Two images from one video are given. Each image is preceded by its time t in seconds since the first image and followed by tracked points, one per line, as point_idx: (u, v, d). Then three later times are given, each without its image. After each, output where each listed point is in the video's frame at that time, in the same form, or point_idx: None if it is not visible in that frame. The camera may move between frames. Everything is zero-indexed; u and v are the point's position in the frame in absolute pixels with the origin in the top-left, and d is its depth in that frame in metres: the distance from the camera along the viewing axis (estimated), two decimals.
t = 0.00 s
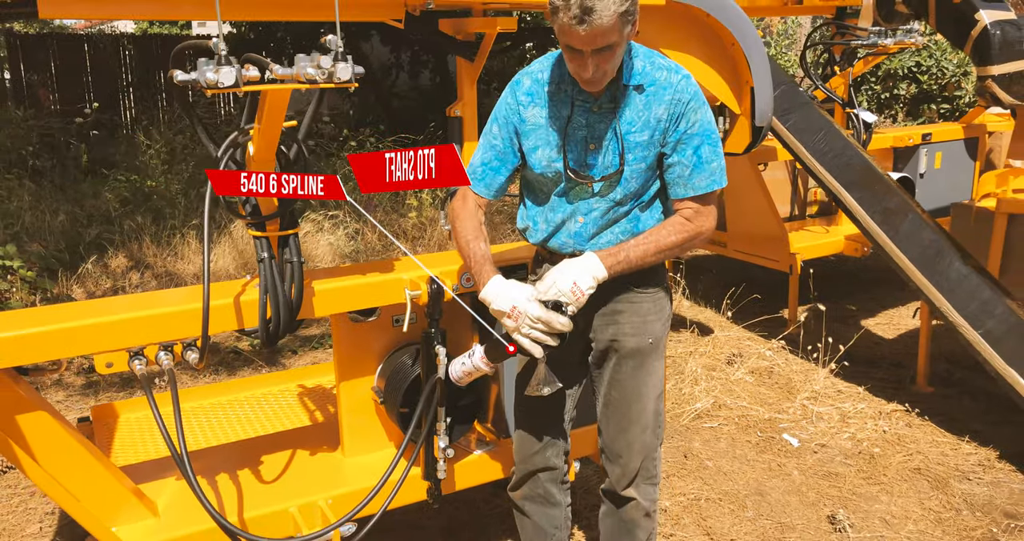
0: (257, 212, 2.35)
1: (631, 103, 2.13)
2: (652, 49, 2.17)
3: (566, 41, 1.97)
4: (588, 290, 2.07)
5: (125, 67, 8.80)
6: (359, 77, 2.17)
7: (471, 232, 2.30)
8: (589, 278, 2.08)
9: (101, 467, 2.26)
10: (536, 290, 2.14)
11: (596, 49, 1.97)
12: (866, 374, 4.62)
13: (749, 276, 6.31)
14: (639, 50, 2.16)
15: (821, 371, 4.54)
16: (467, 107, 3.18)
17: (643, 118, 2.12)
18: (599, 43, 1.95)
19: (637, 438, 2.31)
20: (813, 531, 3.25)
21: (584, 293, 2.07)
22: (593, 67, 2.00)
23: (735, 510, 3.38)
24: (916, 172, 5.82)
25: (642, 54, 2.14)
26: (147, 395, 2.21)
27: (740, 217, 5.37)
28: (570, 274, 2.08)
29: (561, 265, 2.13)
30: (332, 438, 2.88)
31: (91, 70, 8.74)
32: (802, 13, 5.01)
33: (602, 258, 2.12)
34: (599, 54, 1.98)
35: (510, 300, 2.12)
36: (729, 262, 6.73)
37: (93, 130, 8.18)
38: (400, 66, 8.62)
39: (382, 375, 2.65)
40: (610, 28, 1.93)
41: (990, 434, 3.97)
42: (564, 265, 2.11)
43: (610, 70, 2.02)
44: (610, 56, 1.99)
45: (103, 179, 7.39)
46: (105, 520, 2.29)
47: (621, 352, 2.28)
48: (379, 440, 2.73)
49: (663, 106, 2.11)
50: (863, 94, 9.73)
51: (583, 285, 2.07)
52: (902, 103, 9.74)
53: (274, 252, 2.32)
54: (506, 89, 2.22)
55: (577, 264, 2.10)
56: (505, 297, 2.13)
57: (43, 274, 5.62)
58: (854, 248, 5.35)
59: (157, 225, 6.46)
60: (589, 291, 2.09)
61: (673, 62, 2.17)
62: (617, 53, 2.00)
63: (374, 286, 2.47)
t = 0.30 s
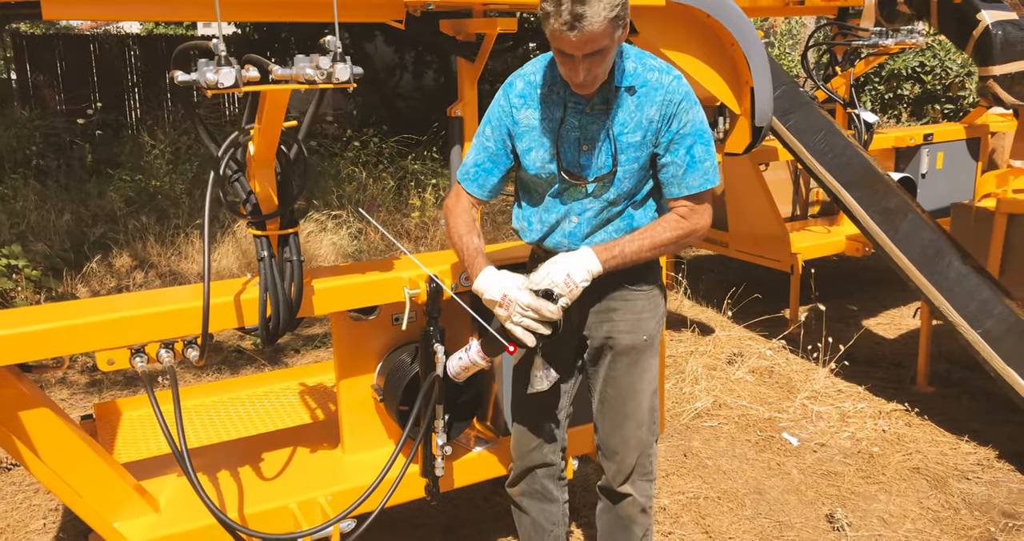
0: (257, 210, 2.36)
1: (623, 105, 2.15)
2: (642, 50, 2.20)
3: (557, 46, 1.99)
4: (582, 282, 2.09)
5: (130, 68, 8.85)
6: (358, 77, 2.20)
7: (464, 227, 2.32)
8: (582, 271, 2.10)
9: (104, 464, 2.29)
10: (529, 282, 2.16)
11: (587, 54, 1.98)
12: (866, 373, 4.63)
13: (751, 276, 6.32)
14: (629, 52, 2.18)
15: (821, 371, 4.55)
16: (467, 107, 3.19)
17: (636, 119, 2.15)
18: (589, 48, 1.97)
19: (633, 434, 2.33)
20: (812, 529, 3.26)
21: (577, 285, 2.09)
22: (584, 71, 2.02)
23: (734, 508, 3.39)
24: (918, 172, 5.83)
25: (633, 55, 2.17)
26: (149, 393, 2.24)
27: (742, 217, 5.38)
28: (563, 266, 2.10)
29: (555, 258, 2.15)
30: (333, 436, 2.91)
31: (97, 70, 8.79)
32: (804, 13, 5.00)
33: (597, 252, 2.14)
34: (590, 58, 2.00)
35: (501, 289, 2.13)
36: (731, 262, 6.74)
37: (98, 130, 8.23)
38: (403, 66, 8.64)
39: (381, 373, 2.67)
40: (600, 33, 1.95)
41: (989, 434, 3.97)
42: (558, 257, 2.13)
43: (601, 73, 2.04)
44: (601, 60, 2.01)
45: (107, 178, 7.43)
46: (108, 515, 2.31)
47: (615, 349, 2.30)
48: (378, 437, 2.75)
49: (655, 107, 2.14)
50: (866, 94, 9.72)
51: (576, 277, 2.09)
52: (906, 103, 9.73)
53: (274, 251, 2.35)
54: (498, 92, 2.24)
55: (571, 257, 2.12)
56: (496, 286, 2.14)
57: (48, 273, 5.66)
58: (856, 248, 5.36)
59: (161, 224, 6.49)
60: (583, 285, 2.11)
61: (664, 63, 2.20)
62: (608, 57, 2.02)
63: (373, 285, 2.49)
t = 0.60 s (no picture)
0: (260, 210, 2.38)
1: (618, 107, 2.16)
2: (639, 52, 2.20)
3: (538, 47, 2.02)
4: (586, 298, 2.10)
5: (136, 69, 8.89)
6: (360, 77, 2.21)
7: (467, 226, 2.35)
8: (585, 287, 2.10)
9: (108, 462, 2.31)
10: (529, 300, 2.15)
11: (565, 58, 2.00)
12: (868, 374, 4.63)
13: (754, 276, 6.33)
14: (626, 54, 2.19)
15: (824, 371, 4.56)
16: (470, 108, 3.20)
17: (631, 122, 2.15)
18: (565, 52, 1.98)
19: (630, 433, 2.33)
20: (813, 529, 3.26)
21: (581, 302, 2.10)
22: (564, 74, 2.04)
23: (735, 508, 3.39)
24: (921, 172, 5.82)
25: (629, 58, 2.17)
26: (151, 391, 2.26)
27: (746, 217, 5.38)
28: (566, 285, 2.09)
29: (555, 276, 2.14)
30: (335, 435, 2.92)
31: (104, 70, 8.83)
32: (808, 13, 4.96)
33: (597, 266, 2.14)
34: (569, 62, 2.01)
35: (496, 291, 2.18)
36: (734, 263, 6.74)
37: (104, 130, 8.27)
38: (408, 67, 8.66)
39: (383, 373, 2.68)
40: (575, 38, 1.96)
41: (992, 434, 3.97)
42: (559, 277, 2.12)
43: (584, 78, 2.05)
44: (582, 64, 2.02)
45: (113, 178, 7.47)
46: (111, 513, 2.33)
47: (613, 349, 2.31)
48: (380, 436, 2.77)
49: (650, 111, 2.14)
50: (871, 95, 9.70)
51: (580, 294, 2.09)
52: (912, 104, 9.71)
53: (277, 250, 2.36)
54: (497, 91, 2.27)
55: (571, 272, 2.12)
56: (493, 288, 2.20)
57: (54, 273, 5.70)
58: (859, 249, 5.36)
59: (166, 225, 6.52)
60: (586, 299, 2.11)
61: (661, 65, 2.20)
62: (589, 61, 2.02)
63: (375, 284, 2.50)
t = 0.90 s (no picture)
0: (265, 209, 2.37)
1: (603, 120, 2.15)
2: (630, 63, 2.19)
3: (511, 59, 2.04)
4: (596, 356, 2.03)
5: (142, 69, 8.93)
6: (365, 78, 2.22)
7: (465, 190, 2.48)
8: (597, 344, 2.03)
9: (114, 460, 2.32)
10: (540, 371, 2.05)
11: (535, 71, 2.00)
12: (874, 375, 4.62)
13: (759, 276, 6.32)
14: (615, 66, 2.18)
15: (829, 372, 4.55)
16: (475, 108, 3.20)
17: (615, 136, 2.14)
18: (534, 67, 1.99)
19: (631, 434, 2.35)
20: (818, 530, 3.26)
21: (592, 361, 2.02)
22: (539, 86, 2.04)
23: (740, 509, 3.39)
24: (927, 172, 5.81)
25: (617, 70, 2.16)
26: (157, 390, 2.26)
27: (751, 217, 5.37)
28: (579, 348, 2.00)
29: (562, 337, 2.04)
30: (340, 434, 2.93)
31: (110, 70, 8.86)
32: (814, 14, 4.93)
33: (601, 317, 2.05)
34: (538, 76, 2.01)
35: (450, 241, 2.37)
36: (740, 263, 6.73)
37: (111, 130, 8.30)
38: (414, 67, 8.67)
39: (387, 372, 2.68)
40: (541, 52, 1.95)
41: (997, 435, 3.96)
42: (565, 338, 2.02)
43: (558, 92, 2.04)
44: (554, 77, 2.01)
45: (120, 178, 7.50)
46: (117, 511, 2.34)
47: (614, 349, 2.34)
48: (385, 435, 2.77)
49: (634, 126, 2.12)
50: (877, 95, 9.69)
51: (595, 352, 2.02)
52: (918, 104, 9.68)
53: (281, 250, 2.36)
54: (494, 90, 2.35)
55: (576, 333, 2.02)
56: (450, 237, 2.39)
57: (61, 272, 5.72)
58: (865, 249, 5.35)
59: (172, 224, 6.54)
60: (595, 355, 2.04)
61: (652, 79, 2.17)
62: (562, 74, 2.01)
63: (380, 283, 2.51)
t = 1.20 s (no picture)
0: (271, 209, 2.39)
1: (581, 152, 2.15)
2: (611, 94, 2.17)
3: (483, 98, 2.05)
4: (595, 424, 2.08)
5: (150, 69, 8.97)
6: (371, 78, 2.22)
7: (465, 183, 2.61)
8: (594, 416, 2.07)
9: (121, 458, 2.33)
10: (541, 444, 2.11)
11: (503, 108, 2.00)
12: (881, 376, 4.60)
13: (765, 276, 6.32)
14: (595, 96, 2.16)
15: (835, 372, 4.54)
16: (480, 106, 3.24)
17: (592, 167, 2.14)
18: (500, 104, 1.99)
19: (633, 440, 2.37)
20: (824, 531, 3.25)
21: (593, 430, 2.08)
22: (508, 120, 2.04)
23: (746, 509, 3.39)
24: (935, 173, 5.79)
25: (596, 101, 2.15)
26: (164, 389, 2.27)
27: (758, 217, 5.36)
28: (576, 425, 2.05)
29: (559, 411, 2.08)
30: (346, 433, 2.94)
31: (118, 70, 8.90)
32: (821, 14, 4.90)
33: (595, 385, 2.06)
34: (506, 113, 2.01)
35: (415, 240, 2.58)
36: (746, 263, 6.72)
37: (119, 130, 8.33)
38: (421, 67, 8.68)
39: (394, 371, 2.69)
40: (506, 93, 1.95)
41: (1005, 437, 3.94)
42: (563, 414, 2.06)
43: (528, 125, 2.04)
44: (524, 113, 2.01)
45: (128, 178, 7.53)
46: (124, 509, 2.35)
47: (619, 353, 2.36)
48: (391, 434, 2.78)
49: (607, 161, 2.11)
50: (885, 95, 9.67)
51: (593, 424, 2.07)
52: (926, 105, 9.65)
53: (288, 249, 2.37)
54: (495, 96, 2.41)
55: (572, 407, 2.05)
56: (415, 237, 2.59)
57: (68, 271, 5.75)
58: (872, 249, 5.33)
59: (179, 224, 6.55)
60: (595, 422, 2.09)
61: (632, 112, 2.14)
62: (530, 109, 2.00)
63: (385, 283, 2.52)
